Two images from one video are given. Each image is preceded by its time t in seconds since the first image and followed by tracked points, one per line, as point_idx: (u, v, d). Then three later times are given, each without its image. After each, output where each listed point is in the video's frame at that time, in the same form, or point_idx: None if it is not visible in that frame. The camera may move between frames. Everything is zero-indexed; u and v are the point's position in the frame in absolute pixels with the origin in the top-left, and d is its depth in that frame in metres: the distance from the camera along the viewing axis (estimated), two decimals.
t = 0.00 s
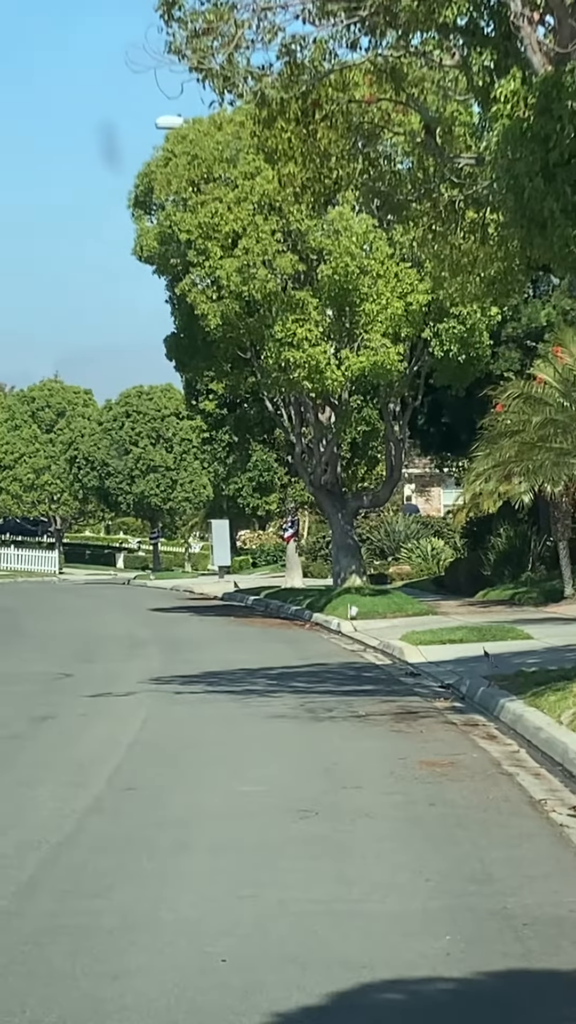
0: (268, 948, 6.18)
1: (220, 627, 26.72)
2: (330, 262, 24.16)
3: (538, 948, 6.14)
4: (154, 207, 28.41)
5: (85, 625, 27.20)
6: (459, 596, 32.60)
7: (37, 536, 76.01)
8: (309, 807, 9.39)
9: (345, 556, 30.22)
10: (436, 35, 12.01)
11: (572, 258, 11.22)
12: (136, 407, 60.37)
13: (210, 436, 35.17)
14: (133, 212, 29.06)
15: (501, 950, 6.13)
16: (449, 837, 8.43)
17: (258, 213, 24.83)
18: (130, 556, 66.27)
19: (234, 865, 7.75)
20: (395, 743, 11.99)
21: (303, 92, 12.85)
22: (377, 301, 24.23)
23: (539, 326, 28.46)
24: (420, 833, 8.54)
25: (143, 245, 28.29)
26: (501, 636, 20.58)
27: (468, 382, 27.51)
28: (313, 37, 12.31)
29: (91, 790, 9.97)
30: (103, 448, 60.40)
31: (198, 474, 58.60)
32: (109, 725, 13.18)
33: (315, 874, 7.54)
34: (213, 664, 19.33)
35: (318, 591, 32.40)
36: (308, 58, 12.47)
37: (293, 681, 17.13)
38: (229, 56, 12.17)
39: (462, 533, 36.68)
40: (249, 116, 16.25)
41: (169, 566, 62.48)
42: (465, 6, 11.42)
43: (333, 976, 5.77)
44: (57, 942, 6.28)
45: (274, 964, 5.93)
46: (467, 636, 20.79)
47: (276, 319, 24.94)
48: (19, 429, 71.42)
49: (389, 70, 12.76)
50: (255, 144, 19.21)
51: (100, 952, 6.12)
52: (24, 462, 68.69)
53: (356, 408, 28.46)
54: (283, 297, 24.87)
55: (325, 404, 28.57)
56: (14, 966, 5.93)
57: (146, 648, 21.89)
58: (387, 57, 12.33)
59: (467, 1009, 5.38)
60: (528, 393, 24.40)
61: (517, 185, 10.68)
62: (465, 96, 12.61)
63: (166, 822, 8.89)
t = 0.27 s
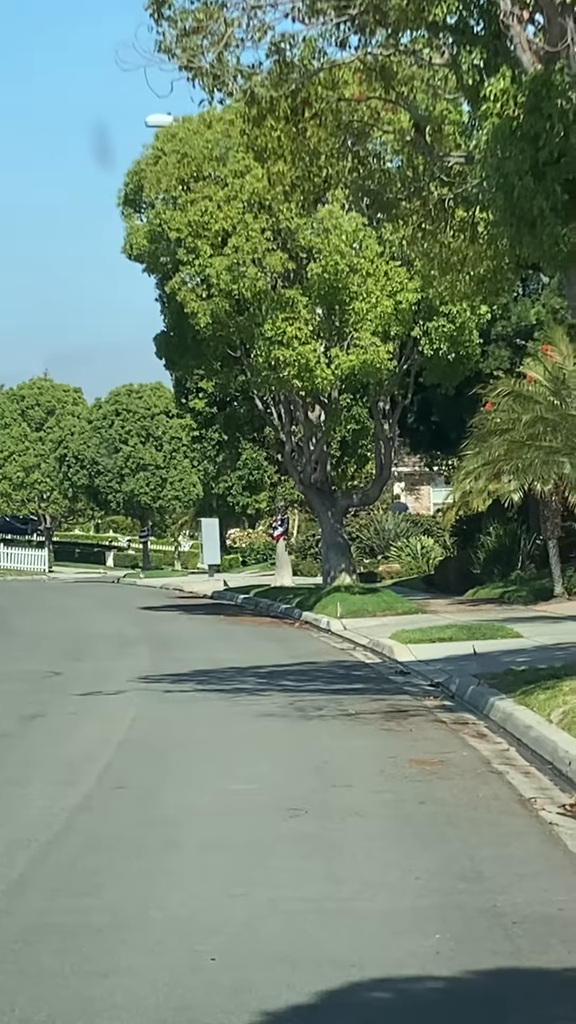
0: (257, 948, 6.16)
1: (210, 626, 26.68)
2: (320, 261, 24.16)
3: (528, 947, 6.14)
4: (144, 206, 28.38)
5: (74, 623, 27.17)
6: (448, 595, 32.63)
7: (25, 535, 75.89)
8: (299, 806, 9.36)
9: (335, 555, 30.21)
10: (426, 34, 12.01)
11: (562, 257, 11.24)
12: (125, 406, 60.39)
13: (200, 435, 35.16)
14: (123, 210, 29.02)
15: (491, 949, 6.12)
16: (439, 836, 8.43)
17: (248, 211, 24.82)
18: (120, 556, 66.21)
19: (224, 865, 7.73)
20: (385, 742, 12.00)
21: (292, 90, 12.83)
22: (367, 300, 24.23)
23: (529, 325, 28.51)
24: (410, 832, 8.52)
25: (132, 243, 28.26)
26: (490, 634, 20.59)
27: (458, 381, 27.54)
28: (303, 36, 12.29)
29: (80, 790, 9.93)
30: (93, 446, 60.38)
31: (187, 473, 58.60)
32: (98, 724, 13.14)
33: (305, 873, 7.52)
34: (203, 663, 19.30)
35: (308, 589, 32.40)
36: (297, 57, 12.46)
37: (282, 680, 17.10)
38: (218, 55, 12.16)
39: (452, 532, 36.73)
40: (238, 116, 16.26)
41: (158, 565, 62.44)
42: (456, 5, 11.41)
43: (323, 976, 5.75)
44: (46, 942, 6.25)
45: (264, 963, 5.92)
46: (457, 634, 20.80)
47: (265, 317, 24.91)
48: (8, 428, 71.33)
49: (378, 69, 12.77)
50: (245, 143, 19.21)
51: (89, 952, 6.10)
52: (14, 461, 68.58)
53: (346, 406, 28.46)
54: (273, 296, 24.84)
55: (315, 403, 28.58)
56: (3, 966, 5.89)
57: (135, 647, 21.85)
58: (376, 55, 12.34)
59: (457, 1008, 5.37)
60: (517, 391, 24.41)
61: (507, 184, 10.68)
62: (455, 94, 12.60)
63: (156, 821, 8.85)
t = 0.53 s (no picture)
0: (248, 948, 6.15)
1: (201, 625, 26.65)
2: (311, 260, 24.15)
3: (518, 947, 6.14)
4: (135, 206, 28.35)
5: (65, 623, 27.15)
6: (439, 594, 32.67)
7: (16, 534, 75.80)
8: (290, 806, 9.36)
9: (326, 555, 30.20)
10: (417, 34, 12.00)
11: (553, 257, 11.24)
12: (116, 405, 60.37)
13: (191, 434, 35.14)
14: (114, 210, 28.98)
15: (482, 949, 6.12)
16: (429, 836, 8.43)
17: (239, 211, 24.82)
18: (110, 555, 66.16)
19: (215, 865, 7.71)
20: (375, 742, 12.01)
21: (283, 90, 12.83)
22: (358, 300, 24.26)
23: (520, 325, 28.57)
24: (401, 832, 8.52)
25: (123, 243, 28.23)
26: (481, 634, 20.61)
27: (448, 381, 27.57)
28: (294, 36, 12.29)
29: (71, 790, 9.91)
30: (83, 446, 60.33)
31: (178, 473, 58.58)
32: (89, 724, 13.12)
33: (295, 873, 7.51)
34: (194, 662, 19.28)
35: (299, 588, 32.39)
36: (289, 57, 12.46)
37: (273, 679, 17.09)
38: (209, 55, 12.16)
39: (443, 532, 36.75)
40: (229, 115, 16.24)
41: (149, 565, 62.41)
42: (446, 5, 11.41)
43: (314, 976, 5.74)
44: (38, 942, 6.23)
45: (253, 963, 5.92)
46: (448, 633, 20.82)
47: (256, 317, 24.89)
48: None
49: (369, 69, 12.78)
50: (235, 143, 19.20)
51: (80, 952, 6.09)
52: (4, 460, 68.50)
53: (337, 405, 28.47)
54: (264, 295, 24.82)
55: (306, 402, 28.57)
56: None
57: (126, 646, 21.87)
58: (367, 55, 12.34)
59: (448, 1008, 5.37)
60: (509, 390, 24.45)
61: (498, 184, 10.69)
62: (446, 94, 12.58)
63: (147, 821, 8.84)
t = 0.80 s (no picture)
0: (240, 948, 6.15)
1: (192, 626, 26.65)
2: (302, 261, 24.13)
3: (509, 947, 6.15)
4: (127, 207, 28.32)
5: (56, 623, 27.15)
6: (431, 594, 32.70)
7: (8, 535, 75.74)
8: (282, 806, 9.36)
9: (318, 555, 30.20)
10: (408, 34, 11.99)
11: (545, 258, 11.23)
12: (108, 406, 60.34)
13: (183, 435, 35.13)
14: (106, 210, 28.94)
15: (473, 948, 6.13)
16: (420, 836, 8.44)
17: (230, 212, 24.80)
18: (102, 556, 66.12)
19: (207, 865, 7.71)
20: (366, 742, 12.02)
21: (274, 91, 12.83)
22: (349, 301, 24.30)
23: (511, 325, 28.49)
24: (393, 832, 8.52)
25: (115, 243, 28.21)
26: (473, 634, 20.63)
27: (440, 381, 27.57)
28: (286, 36, 12.32)
29: (63, 790, 9.91)
30: (75, 446, 60.29)
31: (170, 473, 58.56)
32: (81, 724, 13.12)
33: (288, 873, 7.51)
34: (186, 663, 19.27)
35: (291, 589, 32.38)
36: (280, 58, 12.48)
37: (264, 680, 17.10)
38: (201, 56, 12.15)
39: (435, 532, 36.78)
40: (220, 116, 16.26)
41: (141, 565, 62.38)
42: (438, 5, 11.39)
43: (306, 976, 5.75)
44: (30, 942, 6.23)
45: (245, 963, 5.92)
46: (439, 634, 20.83)
47: (248, 318, 24.85)
48: None
49: (361, 69, 12.77)
50: (227, 144, 19.22)
51: (71, 952, 6.09)
52: None
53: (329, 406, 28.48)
54: (256, 296, 24.80)
55: (298, 403, 28.56)
56: None
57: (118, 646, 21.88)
58: (359, 55, 12.34)
59: (440, 1008, 5.37)
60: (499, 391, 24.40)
61: (489, 184, 10.68)
62: (437, 94, 12.53)
63: (139, 821, 8.84)
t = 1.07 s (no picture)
0: (230, 950, 6.13)
1: (185, 627, 26.62)
2: (295, 262, 24.12)
3: (501, 948, 6.15)
4: (119, 208, 28.29)
5: (48, 624, 27.11)
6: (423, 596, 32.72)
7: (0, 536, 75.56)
8: (274, 808, 9.34)
9: (310, 556, 30.17)
10: (401, 36, 12.00)
11: (538, 260, 11.23)
12: (100, 407, 60.31)
13: (175, 436, 35.12)
14: (99, 212, 28.91)
15: (466, 949, 6.13)
16: (412, 837, 8.45)
17: (223, 213, 24.82)
18: (95, 557, 66.06)
19: (199, 866, 7.70)
20: (358, 743, 12.02)
21: (268, 92, 12.85)
22: (342, 302, 24.24)
23: (504, 326, 28.46)
24: (386, 834, 8.50)
25: (107, 244, 28.19)
26: (465, 635, 20.64)
27: (433, 382, 27.56)
28: (279, 38, 12.31)
29: (55, 791, 9.88)
30: (67, 447, 60.26)
31: (162, 474, 58.52)
32: (73, 726, 13.09)
33: (279, 874, 7.50)
34: (178, 664, 19.25)
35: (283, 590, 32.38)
36: (273, 59, 12.47)
37: (257, 681, 17.09)
38: (194, 56, 12.13)
39: (427, 533, 36.76)
40: (213, 117, 16.21)
41: (133, 566, 62.31)
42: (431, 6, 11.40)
43: (298, 979, 5.72)
44: (22, 944, 6.21)
45: (237, 964, 5.91)
46: (432, 636, 20.82)
47: (241, 318, 24.84)
48: None
49: (354, 70, 12.79)
50: (220, 146, 19.21)
51: (63, 954, 6.08)
52: None
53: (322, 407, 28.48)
54: (248, 297, 24.79)
55: (290, 404, 28.54)
56: None
57: (110, 647, 21.85)
58: (352, 57, 12.33)
59: (433, 1010, 5.36)
60: (493, 393, 24.46)
61: (482, 186, 10.70)
62: (430, 96, 12.53)
63: (131, 824, 8.80)
